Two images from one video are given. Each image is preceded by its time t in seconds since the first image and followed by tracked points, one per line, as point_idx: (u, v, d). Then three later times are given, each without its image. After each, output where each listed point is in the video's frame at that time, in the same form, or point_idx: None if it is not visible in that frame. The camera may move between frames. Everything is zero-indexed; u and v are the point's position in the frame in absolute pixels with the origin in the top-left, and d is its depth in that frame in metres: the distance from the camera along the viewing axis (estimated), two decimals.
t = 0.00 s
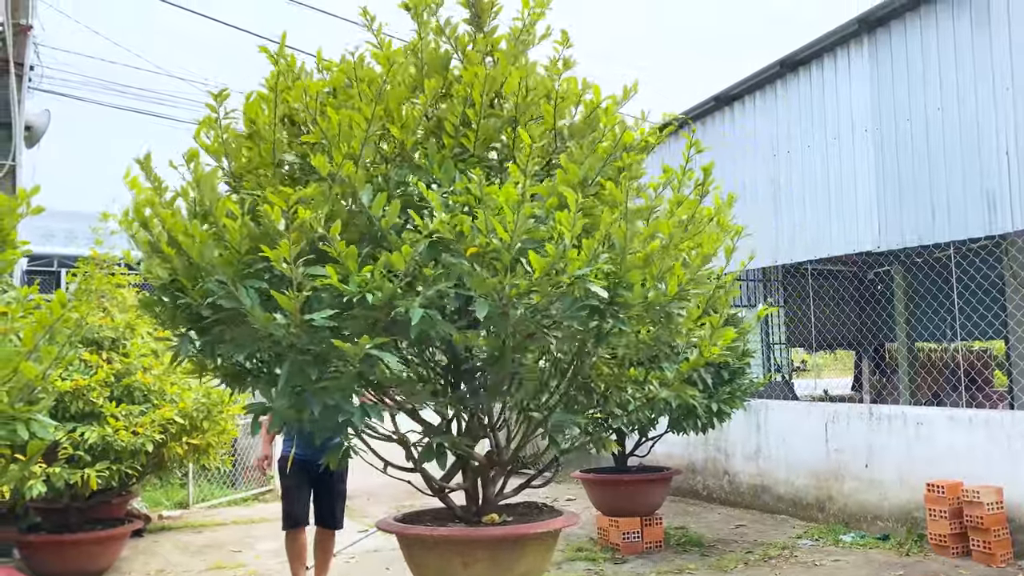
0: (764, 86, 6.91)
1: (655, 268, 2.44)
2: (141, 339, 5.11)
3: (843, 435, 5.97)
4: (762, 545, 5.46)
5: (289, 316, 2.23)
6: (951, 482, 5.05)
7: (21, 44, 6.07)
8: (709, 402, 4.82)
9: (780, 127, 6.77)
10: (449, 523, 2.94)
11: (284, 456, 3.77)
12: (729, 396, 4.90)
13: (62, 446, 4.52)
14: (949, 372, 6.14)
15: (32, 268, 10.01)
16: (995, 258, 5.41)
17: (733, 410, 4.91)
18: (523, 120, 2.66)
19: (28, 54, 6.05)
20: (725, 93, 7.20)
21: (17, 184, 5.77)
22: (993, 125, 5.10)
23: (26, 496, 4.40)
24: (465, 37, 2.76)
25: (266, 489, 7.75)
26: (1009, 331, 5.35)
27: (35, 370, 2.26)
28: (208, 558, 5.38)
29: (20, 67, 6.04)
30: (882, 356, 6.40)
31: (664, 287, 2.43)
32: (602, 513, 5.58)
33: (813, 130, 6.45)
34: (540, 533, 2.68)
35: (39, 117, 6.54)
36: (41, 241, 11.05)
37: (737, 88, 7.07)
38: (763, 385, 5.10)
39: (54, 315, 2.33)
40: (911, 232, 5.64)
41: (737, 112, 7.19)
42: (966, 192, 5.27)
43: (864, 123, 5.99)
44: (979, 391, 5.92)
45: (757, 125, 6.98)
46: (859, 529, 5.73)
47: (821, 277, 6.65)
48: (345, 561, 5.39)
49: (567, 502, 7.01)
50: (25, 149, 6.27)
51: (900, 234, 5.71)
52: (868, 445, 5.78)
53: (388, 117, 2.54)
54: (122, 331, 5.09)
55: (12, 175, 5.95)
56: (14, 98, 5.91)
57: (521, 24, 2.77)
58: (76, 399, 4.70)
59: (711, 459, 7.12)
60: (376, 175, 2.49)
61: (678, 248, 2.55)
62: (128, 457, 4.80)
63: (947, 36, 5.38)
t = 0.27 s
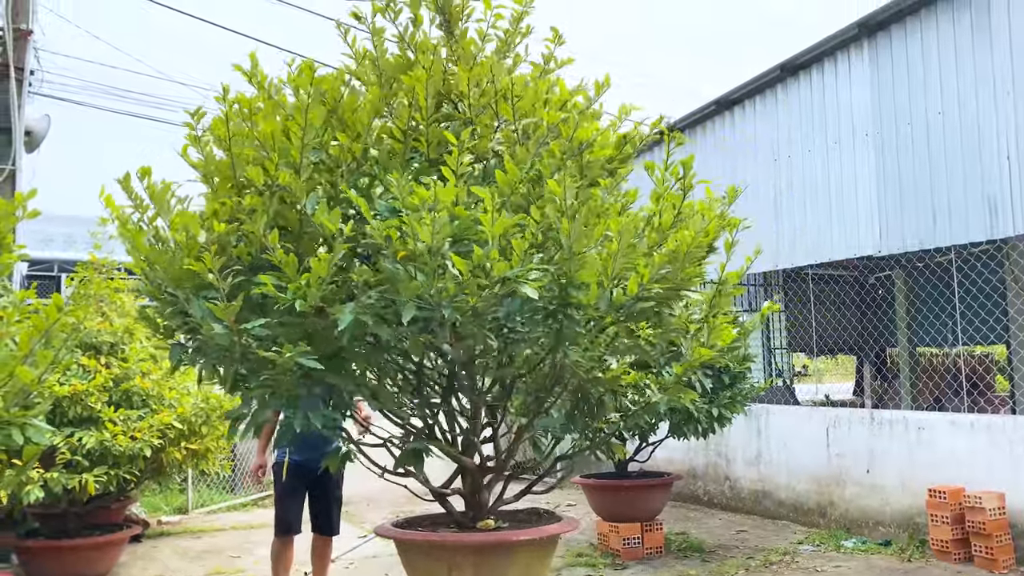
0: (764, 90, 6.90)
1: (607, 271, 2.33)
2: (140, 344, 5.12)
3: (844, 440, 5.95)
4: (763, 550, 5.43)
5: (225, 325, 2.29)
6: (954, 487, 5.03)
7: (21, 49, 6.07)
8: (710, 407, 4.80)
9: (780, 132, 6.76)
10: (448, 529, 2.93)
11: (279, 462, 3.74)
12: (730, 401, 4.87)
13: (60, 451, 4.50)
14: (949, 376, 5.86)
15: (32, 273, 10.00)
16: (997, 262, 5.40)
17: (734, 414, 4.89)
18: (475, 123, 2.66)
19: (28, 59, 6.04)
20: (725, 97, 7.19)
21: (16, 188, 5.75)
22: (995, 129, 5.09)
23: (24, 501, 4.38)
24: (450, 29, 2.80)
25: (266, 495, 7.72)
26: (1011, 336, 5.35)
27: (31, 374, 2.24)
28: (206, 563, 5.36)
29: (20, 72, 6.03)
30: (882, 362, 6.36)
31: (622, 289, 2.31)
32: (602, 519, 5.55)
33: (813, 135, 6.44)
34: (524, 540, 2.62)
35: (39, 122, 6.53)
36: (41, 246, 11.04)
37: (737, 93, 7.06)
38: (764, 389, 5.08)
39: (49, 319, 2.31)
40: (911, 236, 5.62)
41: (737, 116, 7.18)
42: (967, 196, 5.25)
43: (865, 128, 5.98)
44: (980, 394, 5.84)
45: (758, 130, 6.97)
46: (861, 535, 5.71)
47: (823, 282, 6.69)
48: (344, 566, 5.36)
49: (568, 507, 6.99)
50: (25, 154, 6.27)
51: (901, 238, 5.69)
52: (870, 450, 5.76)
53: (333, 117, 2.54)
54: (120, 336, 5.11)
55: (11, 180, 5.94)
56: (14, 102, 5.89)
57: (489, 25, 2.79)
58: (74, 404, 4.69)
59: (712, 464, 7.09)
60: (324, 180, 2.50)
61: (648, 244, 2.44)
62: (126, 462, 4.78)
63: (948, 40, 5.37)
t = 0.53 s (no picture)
0: (765, 96, 6.91)
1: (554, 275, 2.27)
2: (142, 349, 5.12)
3: (846, 445, 5.94)
4: (765, 556, 5.42)
5: (183, 338, 2.37)
6: (956, 492, 5.02)
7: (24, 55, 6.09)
8: (711, 412, 4.80)
9: (781, 137, 6.76)
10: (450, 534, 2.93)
11: (269, 475, 3.72)
12: (732, 407, 4.86)
13: (61, 456, 4.51)
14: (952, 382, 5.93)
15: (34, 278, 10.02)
16: (998, 267, 5.38)
17: (735, 420, 4.88)
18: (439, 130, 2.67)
19: (32, 65, 6.07)
20: (727, 103, 7.19)
21: (19, 194, 5.77)
22: (995, 135, 5.09)
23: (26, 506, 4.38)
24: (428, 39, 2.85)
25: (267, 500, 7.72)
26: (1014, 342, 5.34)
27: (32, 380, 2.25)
28: (207, 569, 5.35)
29: (23, 78, 6.04)
30: (884, 367, 6.38)
31: (578, 293, 2.25)
32: (604, 525, 5.55)
33: (815, 140, 6.45)
34: (522, 546, 2.60)
35: (41, 128, 6.55)
36: (43, 251, 11.06)
37: (738, 98, 7.07)
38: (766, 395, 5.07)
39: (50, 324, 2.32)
40: (913, 241, 5.62)
41: (739, 121, 7.19)
42: (968, 201, 5.25)
43: (866, 133, 5.98)
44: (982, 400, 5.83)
45: (759, 135, 6.98)
46: (863, 540, 5.69)
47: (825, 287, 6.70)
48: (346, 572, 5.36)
49: (569, 513, 6.98)
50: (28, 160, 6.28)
51: (903, 244, 5.69)
52: (872, 455, 5.75)
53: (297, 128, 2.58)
54: (122, 341, 5.10)
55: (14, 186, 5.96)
56: (17, 108, 5.91)
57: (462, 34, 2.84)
58: (75, 409, 4.69)
59: (714, 470, 7.08)
60: (288, 193, 2.51)
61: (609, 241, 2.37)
62: (127, 468, 4.78)
63: (949, 46, 5.38)
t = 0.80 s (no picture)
0: (766, 101, 6.92)
1: (501, 281, 2.23)
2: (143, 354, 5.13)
3: (848, 450, 5.93)
4: (768, 561, 5.41)
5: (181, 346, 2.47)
6: (958, 497, 4.99)
7: (26, 60, 6.10)
8: (713, 417, 4.78)
9: (783, 142, 6.77)
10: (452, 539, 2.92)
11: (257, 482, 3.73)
12: (734, 411, 4.84)
13: (63, 461, 4.51)
14: (954, 387, 5.94)
15: (36, 283, 10.03)
16: (1001, 272, 5.36)
17: (738, 424, 4.86)
18: (404, 137, 2.66)
19: (34, 70, 6.07)
20: (728, 107, 7.19)
21: (21, 198, 5.78)
22: (997, 140, 5.09)
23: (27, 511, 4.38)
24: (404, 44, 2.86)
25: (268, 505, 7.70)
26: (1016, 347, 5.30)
27: (34, 384, 2.25)
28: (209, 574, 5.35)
29: (26, 83, 6.05)
30: (887, 371, 6.32)
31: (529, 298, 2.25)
32: (606, 530, 5.54)
33: (816, 145, 6.45)
34: (524, 552, 2.60)
35: (44, 133, 6.56)
36: (46, 256, 11.08)
37: (740, 102, 7.08)
38: (769, 399, 5.06)
39: (53, 329, 2.33)
40: (915, 246, 5.62)
41: (741, 125, 7.19)
42: (970, 206, 5.25)
43: (868, 138, 5.99)
44: (985, 405, 5.82)
45: (760, 139, 6.98)
46: (866, 546, 5.68)
47: (827, 291, 6.74)
48: None
49: (571, 518, 6.97)
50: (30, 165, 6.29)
51: (904, 249, 5.69)
52: (875, 460, 5.73)
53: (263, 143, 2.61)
54: (124, 346, 5.10)
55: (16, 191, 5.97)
56: (19, 112, 5.92)
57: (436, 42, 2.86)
58: (77, 413, 4.70)
59: (716, 475, 7.07)
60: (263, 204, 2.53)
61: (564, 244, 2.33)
62: (129, 472, 4.78)
63: (951, 51, 5.38)
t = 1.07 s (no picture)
0: (768, 104, 6.92)
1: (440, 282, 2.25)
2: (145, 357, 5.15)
3: (850, 453, 5.92)
4: (770, 565, 5.40)
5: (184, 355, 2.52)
6: (961, 502, 4.96)
7: (29, 64, 6.12)
8: (715, 420, 4.77)
9: (784, 145, 6.77)
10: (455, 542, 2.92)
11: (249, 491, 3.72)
12: (735, 415, 4.83)
13: (64, 464, 4.50)
14: (956, 391, 5.90)
15: (39, 286, 10.03)
16: (1002, 275, 5.32)
17: (740, 428, 4.84)
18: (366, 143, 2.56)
19: (37, 75, 6.09)
20: (730, 110, 7.20)
21: (24, 202, 5.79)
22: (999, 143, 5.09)
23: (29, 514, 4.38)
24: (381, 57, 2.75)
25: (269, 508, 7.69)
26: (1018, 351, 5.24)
27: (36, 387, 2.25)
28: None
29: (28, 87, 6.06)
30: (888, 375, 6.35)
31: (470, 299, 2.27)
32: (607, 533, 5.53)
33: (817, 148, 6.45)
34: (522, 555, 2.60)
35: (46, 137, 6.58)
36: (48, 259, 11.08)
37: (741, 106, 7.08)
38: (771, 403, 5.04)
39: (55, 332, 2.34)
40: (916, 249, 5.62)
41: (742, 129, 7.19)
42: (971, 210, 5.26)
43: (869, 141, 5.99)
44: (987, 409, 5.82)
45: (762, 143, 6.99)
46: (869, 549, 5.66)
47: (829, 295, 6.72)
48: None
49: (573, 521, 6.96)
50: (32, 168, 6.30)
51: (906, 252, 5.69)
52: (877, 463, 5.72)
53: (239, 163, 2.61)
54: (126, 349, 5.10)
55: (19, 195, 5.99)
56: (22, 116, 5.94)
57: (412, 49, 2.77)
58: (79, 417, 4.70)
59: (718, 478, 7.06)
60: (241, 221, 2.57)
61: (513, 241, 2.35)
62: (130, 476, 4.78)
63: (952, 54, 5.38)
